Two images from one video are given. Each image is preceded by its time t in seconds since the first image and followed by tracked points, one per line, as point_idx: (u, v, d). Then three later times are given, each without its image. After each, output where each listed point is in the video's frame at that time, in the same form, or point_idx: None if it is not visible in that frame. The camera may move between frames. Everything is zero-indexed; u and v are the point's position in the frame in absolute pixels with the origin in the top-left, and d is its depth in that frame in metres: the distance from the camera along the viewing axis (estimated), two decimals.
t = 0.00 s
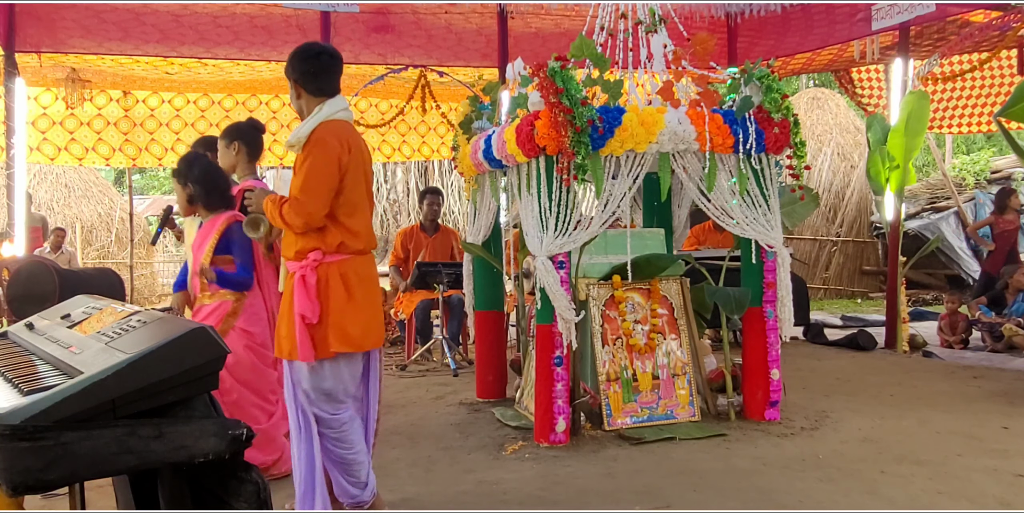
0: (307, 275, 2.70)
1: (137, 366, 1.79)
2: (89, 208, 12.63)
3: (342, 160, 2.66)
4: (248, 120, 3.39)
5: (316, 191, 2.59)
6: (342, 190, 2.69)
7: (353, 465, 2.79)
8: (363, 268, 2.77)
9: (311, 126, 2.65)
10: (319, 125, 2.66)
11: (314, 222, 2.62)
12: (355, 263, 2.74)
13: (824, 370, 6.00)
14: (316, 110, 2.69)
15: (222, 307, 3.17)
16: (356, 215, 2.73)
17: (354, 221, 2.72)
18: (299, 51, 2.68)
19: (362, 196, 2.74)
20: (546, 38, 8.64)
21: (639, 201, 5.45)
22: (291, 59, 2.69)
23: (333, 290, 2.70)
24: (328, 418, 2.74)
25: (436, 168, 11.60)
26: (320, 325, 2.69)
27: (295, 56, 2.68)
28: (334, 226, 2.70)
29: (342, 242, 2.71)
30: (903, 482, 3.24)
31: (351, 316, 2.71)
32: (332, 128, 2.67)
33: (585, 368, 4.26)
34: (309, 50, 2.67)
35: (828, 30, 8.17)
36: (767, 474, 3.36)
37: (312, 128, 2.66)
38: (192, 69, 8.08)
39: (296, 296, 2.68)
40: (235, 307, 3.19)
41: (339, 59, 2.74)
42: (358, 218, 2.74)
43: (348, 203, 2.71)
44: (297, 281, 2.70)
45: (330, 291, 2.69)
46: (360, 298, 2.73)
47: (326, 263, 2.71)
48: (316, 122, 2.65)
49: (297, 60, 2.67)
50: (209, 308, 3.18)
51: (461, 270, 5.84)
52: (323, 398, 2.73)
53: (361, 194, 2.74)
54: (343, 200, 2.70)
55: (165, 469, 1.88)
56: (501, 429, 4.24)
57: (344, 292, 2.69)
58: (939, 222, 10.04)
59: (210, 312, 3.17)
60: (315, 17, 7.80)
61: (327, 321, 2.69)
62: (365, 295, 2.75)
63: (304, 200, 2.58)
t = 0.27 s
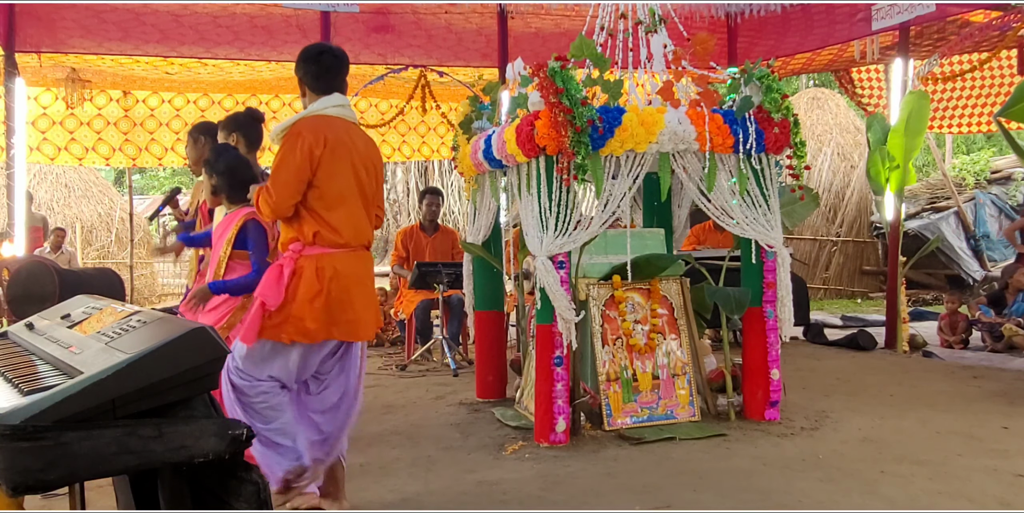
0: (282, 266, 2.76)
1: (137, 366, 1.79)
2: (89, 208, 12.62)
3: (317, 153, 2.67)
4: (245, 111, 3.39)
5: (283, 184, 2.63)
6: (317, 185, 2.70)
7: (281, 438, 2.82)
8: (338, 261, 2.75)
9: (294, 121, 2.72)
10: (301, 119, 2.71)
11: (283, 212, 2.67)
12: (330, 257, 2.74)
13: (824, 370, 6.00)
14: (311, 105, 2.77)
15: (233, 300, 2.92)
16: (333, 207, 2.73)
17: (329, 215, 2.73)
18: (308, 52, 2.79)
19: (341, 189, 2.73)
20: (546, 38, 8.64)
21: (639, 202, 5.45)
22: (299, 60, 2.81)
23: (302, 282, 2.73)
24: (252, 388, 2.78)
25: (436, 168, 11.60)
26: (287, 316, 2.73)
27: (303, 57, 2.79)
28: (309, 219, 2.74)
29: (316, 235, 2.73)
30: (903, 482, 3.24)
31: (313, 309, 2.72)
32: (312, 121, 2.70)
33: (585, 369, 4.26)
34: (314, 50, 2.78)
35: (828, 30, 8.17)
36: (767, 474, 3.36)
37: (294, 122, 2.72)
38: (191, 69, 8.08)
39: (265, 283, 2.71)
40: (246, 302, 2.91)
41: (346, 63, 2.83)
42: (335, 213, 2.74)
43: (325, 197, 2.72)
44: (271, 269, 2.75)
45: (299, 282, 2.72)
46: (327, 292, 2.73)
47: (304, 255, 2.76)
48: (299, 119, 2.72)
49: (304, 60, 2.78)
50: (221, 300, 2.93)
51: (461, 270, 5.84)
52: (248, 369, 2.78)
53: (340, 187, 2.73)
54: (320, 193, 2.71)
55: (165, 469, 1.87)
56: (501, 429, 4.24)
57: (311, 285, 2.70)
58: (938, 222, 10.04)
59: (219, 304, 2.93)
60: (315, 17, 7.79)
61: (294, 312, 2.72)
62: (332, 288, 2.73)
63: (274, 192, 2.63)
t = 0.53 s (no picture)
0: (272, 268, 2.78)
1: (137, 366, 1.78)
2: (89, 208, 12.62)
3: (308, 154, 2.68)
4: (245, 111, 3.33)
5: (272, 184, 2.64)
6: (307, 186, 2.70)
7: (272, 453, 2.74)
8: (325, 264, 2.75)
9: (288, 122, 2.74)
10: (295, 121, 2.74)
11: (271, 211, 2.69)
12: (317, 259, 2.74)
13: (824, 370, 6.00)
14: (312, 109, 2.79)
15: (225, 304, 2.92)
16: (322, 209, 2.73)
17: (318, 216, 2.73)
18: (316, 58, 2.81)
19: (332, 190, 2.72)
20: (546, 38, 8.65)
21: (639, 202, 5.45)
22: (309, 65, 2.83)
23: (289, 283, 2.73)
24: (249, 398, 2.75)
25: (436, 168, 11.61)
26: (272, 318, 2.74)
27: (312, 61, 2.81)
28: (298, 220, 2.74)
29: (303, 236, 2.74)
30: (903, 482, 3.24)
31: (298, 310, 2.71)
32: (304, 123, 2.71)
33: (585, 369, 4.26)
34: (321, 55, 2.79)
35: (828, 30, 8.17)
36: (767, 474, 3.36)
37: (288, 123, 2.74)
38: (191, 69, 8.09)
39: (253, 285, 2.75)
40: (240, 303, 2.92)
41: (353, 69, 2.84)
42: (323, 214, 2.73)
43: (314, 198, 2.72)
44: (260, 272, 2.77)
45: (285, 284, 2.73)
46: (312, 294, 2.72)
47: (292, 258, 2.77)
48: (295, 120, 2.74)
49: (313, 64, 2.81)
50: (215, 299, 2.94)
51: (461, 270, 5.84)
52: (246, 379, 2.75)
53: (330, 187, 2.72)
54: (309, 194, 2.71)
55: (164, 469, 1.87)
56: (500, 429, 4.24)
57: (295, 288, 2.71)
58: (938, 222, 10.03)
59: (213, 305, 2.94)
60: (315, 17, 7.79)
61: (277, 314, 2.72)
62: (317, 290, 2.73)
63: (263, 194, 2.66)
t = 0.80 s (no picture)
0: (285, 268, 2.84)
1: (137, 366, 1.78)
2: (89, 208, 12.61)
3: (317, 153, 2.73)
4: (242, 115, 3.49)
5: (287, 186, 2.69)
6: (317, 186, 2.76)
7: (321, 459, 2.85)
8: (338, 262, 2.84)
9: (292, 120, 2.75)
10: (299, 119, 2.76)
11: (284, 213, 2.73)
12: (330, 258, 2.83)
13: (824, 370, 6.00)
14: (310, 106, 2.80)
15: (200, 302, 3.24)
16: (332, 208, 2.80)
17: (328, 215, 2.80)
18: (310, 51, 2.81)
19: (340, 187, 2.79)
20: (546, 38, 8.65)
21: (640, 202, 5.45)
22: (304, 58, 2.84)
23: (303, 283, 2.81)
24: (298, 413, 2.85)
25: (436, 168, 11.61)
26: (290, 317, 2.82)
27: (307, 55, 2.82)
28: (310, 219, 2.81)
29: (318, 235, 2.81)
30: (903, 482, 3.24)
31: (317, 310, 2.80)
32: (310, 121, 2.75)
33: (585, 369, 4.27)
34: (313, 48, 2.79)
35: (828, 30, 8.17)
36: (767, 474, 3.36)
37: (292, 122, 2.76)
38: (191, 69, 8.09)
39: (269, 286, 2.84)
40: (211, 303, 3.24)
41: (346, 60, 2.83)
42: (333, 213, 2.81)
43: (325, 197, 2.78)
44: (274, 272, 2.85)
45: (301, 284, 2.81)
46: (329, 292, 2.81)
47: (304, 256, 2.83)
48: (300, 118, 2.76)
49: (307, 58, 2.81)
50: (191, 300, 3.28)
51: (461, 270, 5.84)
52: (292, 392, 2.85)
53: (339, 186, 2.79)
54: (320, 193, 2.77)
55: (165, 469, 1.87)
56: (500, 429, 4.24)
57: (312, 286, 2.79)
58: (938, 222, 10.03)
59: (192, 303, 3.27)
60: (315, 17, 7.79)
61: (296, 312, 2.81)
62: (336, 288, 2.83)
63: (276, 194, 2.70)
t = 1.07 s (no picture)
0: (321, 275, 2.68)
1: (137, 366, 1.78)
2: (90, 208, 12.62)
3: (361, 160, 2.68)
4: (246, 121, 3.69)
5: (343, 193, 2.60)
6: (361, 192, 2.70)
7: (357, 465, 2.75)
8: (374, 266, 2.79)
9: (328, 128, 2.63)
10: (336, 126, 2.66)
11: (334, 222, 2.60)
12: (369, 263, 2.76)
13: (824, 370, 6.00)
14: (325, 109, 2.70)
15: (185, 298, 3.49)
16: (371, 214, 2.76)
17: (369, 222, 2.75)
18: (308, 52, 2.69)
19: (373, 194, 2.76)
20: (546, 38, 8.65)
21: (640, 202, 5.45)
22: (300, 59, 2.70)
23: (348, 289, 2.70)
24: (334, 418, 2.72)
25: (436, 168, 11.62)
26: (337, 326, 2.69)
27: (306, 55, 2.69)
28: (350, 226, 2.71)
29: (360, 243, 2.72)
30: (903, 482, 3.24)
31: (366, 315, 2.72)
32: (348, 129, 2.68)
33: (584, 369, 4.26)
34: (318, 49, 2.67)
35: (828, 30, 8.17)
36: (767, 474, 3.36)
37: (331, 129, 2.65)
38: (191, 69, 8.09)
39: (310, 296, 2.66)
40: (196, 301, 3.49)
41: (350, 60, 2.76)
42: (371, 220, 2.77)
43: (366, 204, 2.71)
44: (312, 280, 2.67)
45: (346, 290, 2.69)
46: (374, 296, 2.75)
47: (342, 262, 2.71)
48: (331, 124, 2.65)
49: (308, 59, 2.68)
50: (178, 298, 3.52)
51: (461, 270, 5.84)
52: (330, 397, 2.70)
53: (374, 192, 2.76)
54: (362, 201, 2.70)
55: (165, 469, 1.87)
56: (500, 429, 4.24)
57: (359, 292, 2.70)
58: (939, 222, 10.03)
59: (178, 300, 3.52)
60: (315, 17, 7.79)
61: (342, 319, 2.70)
62: (378, 293, 2.78)
63: (331, 204, 2.58)
